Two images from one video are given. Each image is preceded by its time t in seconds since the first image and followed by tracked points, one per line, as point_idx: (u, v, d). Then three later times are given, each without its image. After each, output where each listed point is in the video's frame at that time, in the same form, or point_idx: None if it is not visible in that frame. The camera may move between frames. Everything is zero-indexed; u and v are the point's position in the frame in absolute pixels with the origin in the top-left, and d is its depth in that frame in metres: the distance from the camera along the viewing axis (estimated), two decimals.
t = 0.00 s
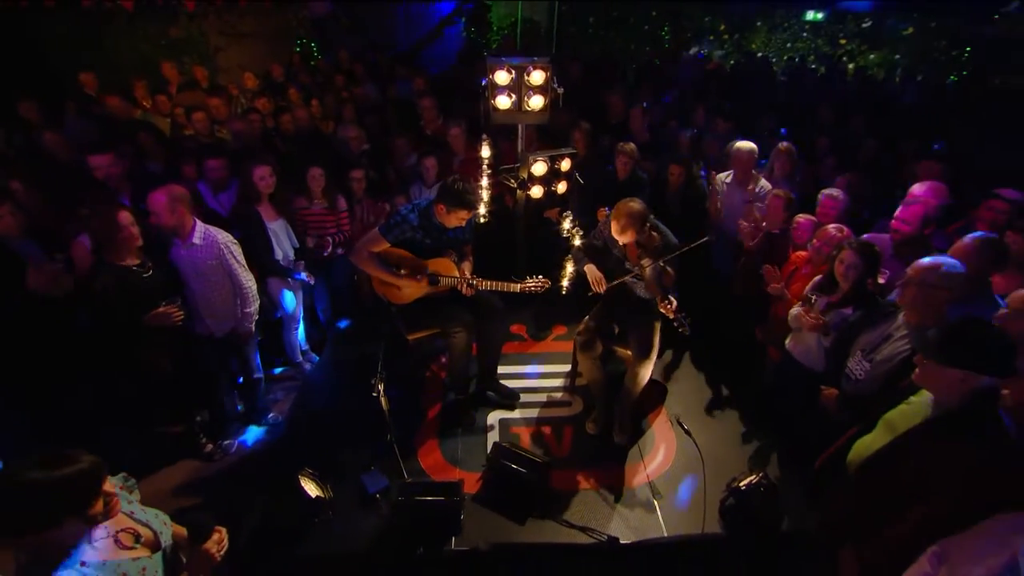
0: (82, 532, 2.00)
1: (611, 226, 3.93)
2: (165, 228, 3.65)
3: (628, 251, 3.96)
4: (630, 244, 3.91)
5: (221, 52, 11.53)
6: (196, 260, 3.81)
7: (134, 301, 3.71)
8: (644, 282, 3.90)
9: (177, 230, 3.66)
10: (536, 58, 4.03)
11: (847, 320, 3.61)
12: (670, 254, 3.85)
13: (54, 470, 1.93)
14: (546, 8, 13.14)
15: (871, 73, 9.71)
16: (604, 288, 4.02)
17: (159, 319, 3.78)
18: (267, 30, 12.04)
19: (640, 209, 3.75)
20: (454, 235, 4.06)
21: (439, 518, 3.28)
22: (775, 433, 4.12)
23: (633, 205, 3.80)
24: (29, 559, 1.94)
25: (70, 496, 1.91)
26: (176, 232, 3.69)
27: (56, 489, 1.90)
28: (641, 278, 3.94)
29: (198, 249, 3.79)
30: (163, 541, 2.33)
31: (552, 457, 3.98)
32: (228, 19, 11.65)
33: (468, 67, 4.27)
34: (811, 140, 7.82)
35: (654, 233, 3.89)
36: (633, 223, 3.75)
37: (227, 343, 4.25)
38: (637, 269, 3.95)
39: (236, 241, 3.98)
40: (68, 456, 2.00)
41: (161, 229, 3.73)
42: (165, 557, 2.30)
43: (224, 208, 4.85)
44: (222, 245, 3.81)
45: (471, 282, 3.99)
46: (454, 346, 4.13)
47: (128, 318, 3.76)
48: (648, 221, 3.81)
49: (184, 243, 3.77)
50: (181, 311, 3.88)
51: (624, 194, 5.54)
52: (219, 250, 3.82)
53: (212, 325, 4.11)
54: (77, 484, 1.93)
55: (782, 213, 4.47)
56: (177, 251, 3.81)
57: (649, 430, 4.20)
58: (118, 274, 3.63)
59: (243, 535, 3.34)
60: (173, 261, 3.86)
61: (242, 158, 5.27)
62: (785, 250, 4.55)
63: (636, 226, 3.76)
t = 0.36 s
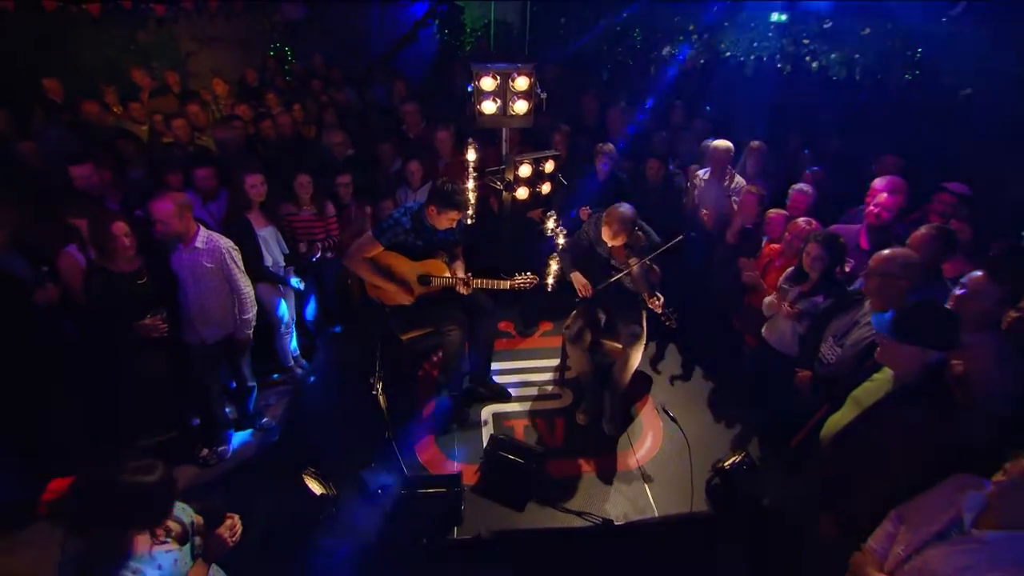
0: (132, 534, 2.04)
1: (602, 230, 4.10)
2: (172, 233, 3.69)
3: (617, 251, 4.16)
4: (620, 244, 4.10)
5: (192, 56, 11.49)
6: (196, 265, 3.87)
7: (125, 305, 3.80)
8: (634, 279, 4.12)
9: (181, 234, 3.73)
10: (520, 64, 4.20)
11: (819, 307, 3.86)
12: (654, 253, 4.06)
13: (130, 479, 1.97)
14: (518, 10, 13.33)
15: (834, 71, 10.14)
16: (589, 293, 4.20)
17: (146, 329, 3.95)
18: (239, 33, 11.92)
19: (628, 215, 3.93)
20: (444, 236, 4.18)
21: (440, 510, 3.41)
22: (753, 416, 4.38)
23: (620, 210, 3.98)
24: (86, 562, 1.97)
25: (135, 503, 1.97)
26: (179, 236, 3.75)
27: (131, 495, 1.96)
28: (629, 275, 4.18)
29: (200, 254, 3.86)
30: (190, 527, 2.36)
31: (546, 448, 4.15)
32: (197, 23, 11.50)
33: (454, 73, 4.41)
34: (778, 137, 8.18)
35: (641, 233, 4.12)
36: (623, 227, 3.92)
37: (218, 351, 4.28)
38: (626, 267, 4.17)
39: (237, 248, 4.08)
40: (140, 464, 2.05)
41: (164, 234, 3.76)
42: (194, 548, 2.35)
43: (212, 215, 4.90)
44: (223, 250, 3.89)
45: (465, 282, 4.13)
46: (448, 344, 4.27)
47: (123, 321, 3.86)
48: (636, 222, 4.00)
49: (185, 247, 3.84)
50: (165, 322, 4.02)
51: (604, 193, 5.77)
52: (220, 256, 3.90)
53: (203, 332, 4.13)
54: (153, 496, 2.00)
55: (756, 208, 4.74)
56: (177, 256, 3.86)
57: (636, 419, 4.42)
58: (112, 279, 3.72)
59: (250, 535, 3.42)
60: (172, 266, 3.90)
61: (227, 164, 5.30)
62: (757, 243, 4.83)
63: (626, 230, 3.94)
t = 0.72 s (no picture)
0: (171, 529, 2.11)
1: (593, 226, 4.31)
2: (166, 239, 3.79)
3: (604, 248, 4.38)
4: (609, 241, 4.32)
5: (163, 61, 11.32)
6: (188, 270, 3.95)
7: (113, 314, 3.81)
8: (621, 274, 4.35)
9: (175, 240, 3.81)
10: (503, 70, 4.37)
11: (790, 295, 4.13)
12: (641, 248, 4.28)
13: (181, 476, 2.05)
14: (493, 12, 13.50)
15: (797, 72, 10.59)
16: (586, 282, 4.39)
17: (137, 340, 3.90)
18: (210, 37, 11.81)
19: (620, 211, 4.17)
20: (435, 238, 4.33)
21: (441, 499, 3.55)
22: (732, 400, 4.64)
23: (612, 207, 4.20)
24: (125, 550, 2.04)
25: (185, 499, 2.05)
26: (172, 241, 3.83)
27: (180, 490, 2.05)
28: (616, 270, 4.39)
29: (193, 259, 3.94)
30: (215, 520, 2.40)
31: (538, 436, 4.34)
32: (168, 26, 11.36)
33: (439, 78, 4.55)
34: (747, 135, 8.53)
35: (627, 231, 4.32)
36: (614, 224, 4.16)
37: (210, 356, 4.33)
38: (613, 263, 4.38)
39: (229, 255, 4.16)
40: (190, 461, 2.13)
41: (158, 240, 3.86)
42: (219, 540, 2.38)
43: (200, 221, 4.94)
44: (216, 256, 3.97)
45: (458, 280, 4.24)
46: (441, 341, 4.41)
47: (117, 327, 3.87)
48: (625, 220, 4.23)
49: (178, 253, 3.92)
50: (156, 334, 3.98)
51: (585, 192, 5.98)
52: (212, 261, 3.98)
53: (195, 337, 4.16)
54: (200, 493, 2.08)
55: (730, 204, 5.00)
56: (170, 262, 3.94)
57: (623, 407, 4.63)
58: (106, 288, 3.76)
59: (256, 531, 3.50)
60: (164, 273, 3.96)
61: (213, 170, 5.34)
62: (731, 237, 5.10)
63: (616, 228, 4.18)
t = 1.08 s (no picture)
0: (204, 505, 2.21)
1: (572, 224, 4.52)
2: (156, 250, 3.79)
3: (585, 244, 4.59)
4: (588, 237, 4.53)
5: (136, 66, 11.32)
6: (180, 278, 3.99)
7: (114, 320, 3.84)
8: (602, 268, 4.52)
9: (166, 251, 3.83)
10: (488, 77, 4.54)
11: (763, 284, 4.41)
12: (619, 244, 4.49)
13: (203, 450, 2.21)
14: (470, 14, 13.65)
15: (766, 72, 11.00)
16: (566, 277, 4.58)
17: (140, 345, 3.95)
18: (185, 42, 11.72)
19: (596, 208, 4.37)
20: (426, 239, 4.48)
21: (438, 488, 3.72)
22: (711, 387, 4.90)
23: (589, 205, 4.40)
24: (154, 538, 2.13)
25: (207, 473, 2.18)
26: (163, 252, 3.84)
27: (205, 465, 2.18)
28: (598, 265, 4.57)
29: (184, 268, 3.97)
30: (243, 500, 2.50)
31: (529, 427, 4.53)
32: (141, 31, 11.24)
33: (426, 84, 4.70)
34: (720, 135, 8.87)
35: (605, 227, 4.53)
36: (590, 221, 4.35)
37: (207, 360, 4.41)
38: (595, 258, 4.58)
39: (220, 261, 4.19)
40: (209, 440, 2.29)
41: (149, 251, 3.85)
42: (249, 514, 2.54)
43: (190, 228, 5.00)
44: (208, 264, 4.01)
45: (448, 279, 4.41)
46: (434, 338, 4.56)
47: (114, 334, 3.89)
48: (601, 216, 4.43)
49: (169, 262, 3.94)
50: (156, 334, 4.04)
51: (567, 192, 6.20)
52: (205, 269, 4.01)
53: (190, 342, 4.25)
54: (222, 470, 2.23)
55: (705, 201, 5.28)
56: (162, 271, 3.97)
57: (609, 397, 4.86)
58: (102, 296, 3.78)
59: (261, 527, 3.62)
60: (156, 281, 4.01)
61: (202, 177, 5.40)
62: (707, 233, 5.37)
63: (594, 224, 4.38)
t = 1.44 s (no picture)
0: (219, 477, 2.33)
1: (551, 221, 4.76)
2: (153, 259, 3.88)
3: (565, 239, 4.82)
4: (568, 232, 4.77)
5: (115, 70, 11.29)
6: (179, 286, 4.08)
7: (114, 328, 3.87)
8: (581, 262, 4.76)
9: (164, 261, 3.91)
10: (475, 83, 4.73)
11: (740, 276, 4.68)
12: (596, 237, 4.76)
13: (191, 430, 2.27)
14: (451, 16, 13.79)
15: (740, 72, 11.37)
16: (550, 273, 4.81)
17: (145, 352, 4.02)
18: (164, 45, 11.63)
19: (571, 205, 4.62)
20: (419, 239, 4.66)
21: (438, 477, 3.90)
22: (693, 375, 5.17)
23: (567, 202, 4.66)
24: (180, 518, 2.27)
25: (205, 450, 2.25)
26: (161, 262, 3.94)
27: (203, 444, 2.25)
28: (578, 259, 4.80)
29: (184, 276, 4.07)
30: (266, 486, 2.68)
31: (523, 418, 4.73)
32: (118, 35, 11.14)
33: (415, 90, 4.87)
34: (697, 134, 9.18)
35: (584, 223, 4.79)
36: (567, 216, 4.60)
37: (208, 363, 4.50)
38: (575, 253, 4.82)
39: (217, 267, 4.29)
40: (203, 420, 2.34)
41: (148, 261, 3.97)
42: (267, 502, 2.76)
43: (185, 233, 5.10)
44: (206, 271, 4.10)
45: (441, 278, 4.59)
46: (429, 335, 4.72)
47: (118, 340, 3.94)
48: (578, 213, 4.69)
49: (168, 271, 4.04)
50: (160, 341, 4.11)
51: (552, 192, 6.42)
52: (203, 276, 4.11)
53: (190, 347, 4.35)
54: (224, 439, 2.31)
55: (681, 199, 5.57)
56: (160, 279, 4.06)
57: (598, 387, 5.09)
58: (101, 307, 3.78)
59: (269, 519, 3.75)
60: (156, 290, 4.09)
61: (194, 182, 5.48)
62: (686, 229, 5.64)
63: (570, 219, 4.63)
